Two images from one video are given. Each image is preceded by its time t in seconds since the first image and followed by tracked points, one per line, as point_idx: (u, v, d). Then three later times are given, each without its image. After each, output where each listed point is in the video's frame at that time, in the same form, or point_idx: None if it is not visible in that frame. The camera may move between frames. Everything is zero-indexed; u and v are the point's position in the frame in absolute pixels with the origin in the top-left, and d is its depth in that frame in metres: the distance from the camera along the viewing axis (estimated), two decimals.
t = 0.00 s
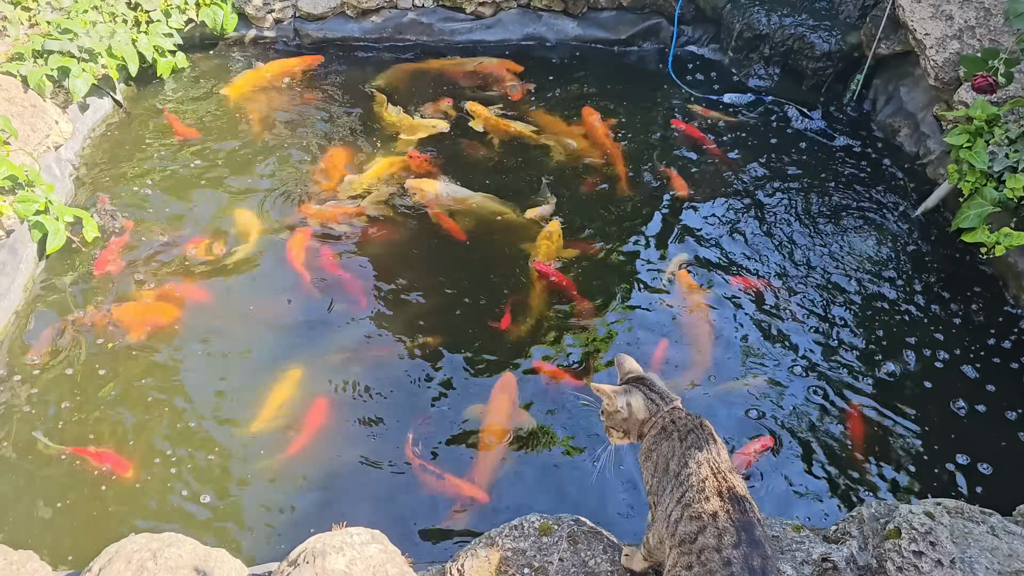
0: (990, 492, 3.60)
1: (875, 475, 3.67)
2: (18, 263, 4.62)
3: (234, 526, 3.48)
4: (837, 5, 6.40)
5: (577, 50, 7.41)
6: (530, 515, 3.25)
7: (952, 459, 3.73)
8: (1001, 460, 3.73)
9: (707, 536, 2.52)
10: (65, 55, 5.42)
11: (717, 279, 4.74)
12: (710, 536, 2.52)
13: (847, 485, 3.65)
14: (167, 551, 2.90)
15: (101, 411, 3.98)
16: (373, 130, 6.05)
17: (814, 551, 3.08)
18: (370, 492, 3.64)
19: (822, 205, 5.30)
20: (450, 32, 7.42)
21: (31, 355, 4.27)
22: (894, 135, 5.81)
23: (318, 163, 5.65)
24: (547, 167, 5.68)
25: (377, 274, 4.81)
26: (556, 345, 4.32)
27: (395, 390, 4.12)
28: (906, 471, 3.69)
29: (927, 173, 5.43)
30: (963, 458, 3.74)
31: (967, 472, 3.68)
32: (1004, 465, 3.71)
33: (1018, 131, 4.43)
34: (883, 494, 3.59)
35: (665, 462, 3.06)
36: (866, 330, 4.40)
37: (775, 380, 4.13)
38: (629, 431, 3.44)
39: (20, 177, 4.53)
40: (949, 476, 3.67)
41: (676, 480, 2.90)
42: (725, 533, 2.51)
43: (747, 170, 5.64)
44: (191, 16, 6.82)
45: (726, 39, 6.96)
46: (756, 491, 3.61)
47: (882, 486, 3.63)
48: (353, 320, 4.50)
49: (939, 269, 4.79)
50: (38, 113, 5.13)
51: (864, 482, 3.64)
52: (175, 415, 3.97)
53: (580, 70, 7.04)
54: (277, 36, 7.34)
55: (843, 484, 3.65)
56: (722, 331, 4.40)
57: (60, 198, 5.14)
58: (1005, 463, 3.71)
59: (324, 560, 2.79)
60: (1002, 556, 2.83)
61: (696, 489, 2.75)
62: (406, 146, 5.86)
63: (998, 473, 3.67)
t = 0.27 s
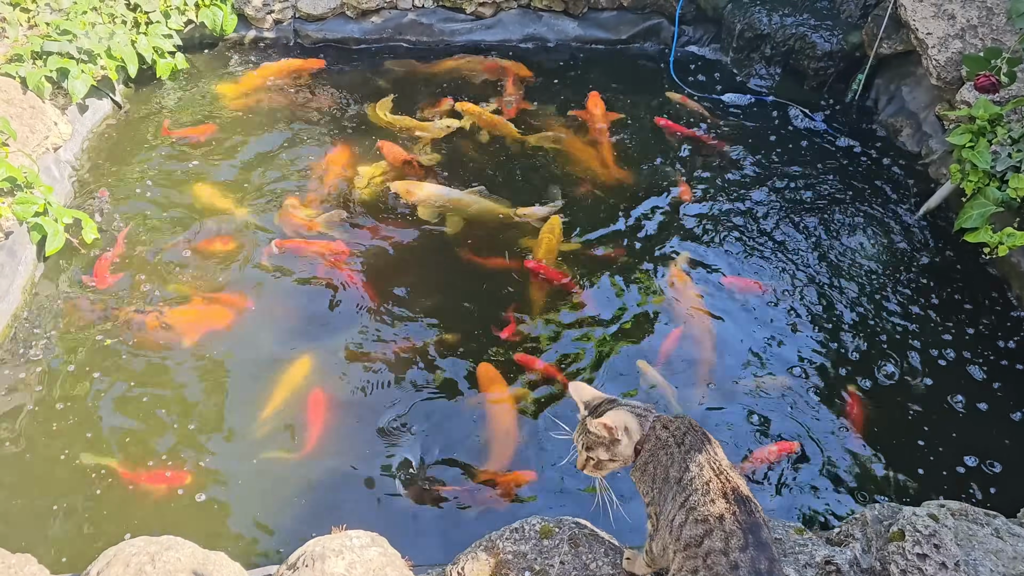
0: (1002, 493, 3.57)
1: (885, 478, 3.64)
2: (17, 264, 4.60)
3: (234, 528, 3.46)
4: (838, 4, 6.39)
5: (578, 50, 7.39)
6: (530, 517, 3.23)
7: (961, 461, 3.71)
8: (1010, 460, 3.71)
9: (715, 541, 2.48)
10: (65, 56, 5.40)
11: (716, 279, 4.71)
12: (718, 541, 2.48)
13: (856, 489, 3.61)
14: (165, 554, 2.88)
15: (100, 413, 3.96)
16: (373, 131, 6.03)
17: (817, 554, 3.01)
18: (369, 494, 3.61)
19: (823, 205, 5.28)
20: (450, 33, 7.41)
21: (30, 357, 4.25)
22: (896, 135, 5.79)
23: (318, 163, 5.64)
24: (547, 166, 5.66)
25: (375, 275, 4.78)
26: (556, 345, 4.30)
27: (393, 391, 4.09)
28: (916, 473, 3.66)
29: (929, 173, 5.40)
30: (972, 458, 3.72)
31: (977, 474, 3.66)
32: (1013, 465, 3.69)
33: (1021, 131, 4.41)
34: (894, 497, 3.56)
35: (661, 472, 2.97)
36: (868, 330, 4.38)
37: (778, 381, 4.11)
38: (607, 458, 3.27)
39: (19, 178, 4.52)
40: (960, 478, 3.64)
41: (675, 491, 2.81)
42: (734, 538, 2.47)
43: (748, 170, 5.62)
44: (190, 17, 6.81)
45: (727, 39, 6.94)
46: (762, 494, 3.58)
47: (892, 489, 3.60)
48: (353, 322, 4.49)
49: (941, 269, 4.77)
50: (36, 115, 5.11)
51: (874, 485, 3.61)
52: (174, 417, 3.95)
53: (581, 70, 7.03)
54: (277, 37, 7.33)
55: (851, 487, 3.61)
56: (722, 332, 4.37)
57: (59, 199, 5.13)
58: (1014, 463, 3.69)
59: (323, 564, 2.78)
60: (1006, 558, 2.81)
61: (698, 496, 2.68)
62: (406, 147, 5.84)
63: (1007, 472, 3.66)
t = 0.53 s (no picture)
0: (1004, 494, 3.57)
1: (886, 479, 3.64)
2: (16, 268, 4.60)
3: (234, 534, 3.46)
4: (838, 7, 6.38)
5: (577, 53, 7.38)
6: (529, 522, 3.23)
7: (963, 462, 3.71)
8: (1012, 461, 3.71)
9: (711, 530, 2.47)
10: (64, 59, 5.41)
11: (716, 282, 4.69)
12: (712, 526, 2.48)
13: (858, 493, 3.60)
14: (163, 559, 2.92)
15: (98, 417, 3.95)
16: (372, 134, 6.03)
17: (816, 558, 3.01)
18: (368, 498, 3.60)
19: (822, 208, 5.28)
20: (450, 36, 7.41)
21: (29, 360, 4.25)
22: (896, 137, 5.77)
23: (317, 166, 5.63)
24: (547, 169, 5.65)
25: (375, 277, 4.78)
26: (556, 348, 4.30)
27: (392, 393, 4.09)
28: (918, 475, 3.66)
29: (929, 175, 5.39)
30: (975, 457, 3.73)
31: (976, 476, 3.65)
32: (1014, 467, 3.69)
33: (1020, 134, 4.40)
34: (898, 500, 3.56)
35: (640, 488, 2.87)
36: (866, 333, 4.38)
37: (775, 384, 4.11)
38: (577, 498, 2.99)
39: (18, 182, 4.52)
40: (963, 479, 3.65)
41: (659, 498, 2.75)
42: (727, 522, 2.48)
43: (747, 172, 5.62)
44: (190, 21, 6.82)
45: (727, 42, 6.93)
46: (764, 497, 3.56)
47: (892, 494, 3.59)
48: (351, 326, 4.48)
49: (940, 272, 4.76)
50: (35, 118, 5.12)
51: (875, 489, 3.60)
52: (174, 421, 3.95)
53: (581, 72, 7.02)
54: (276, 39, 7.33)
55: (852, 489, 3.61)
56: (721, 335, 4.36)
57: (58, 202, 5.12)
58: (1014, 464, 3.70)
59: (321, 568, 2.79)
60: (1006, 562, 2.79)
61: (684, 494, 2.66)
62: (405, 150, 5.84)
63: (1008, 470, 3.67)
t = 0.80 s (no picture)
0: (1006, 499, 3.59)
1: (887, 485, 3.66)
2: (16, 274, 4.60)
3: (236, 540, 3.47)
4: (836, 14, 6.40)
5: (577, 59, 7.41)
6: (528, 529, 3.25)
7: (967, 468, 3.73)
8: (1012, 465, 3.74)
9: (702, 521, 2.52)
10: (65, 66, 5.42)
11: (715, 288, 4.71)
12: (704, 517, 2.53)
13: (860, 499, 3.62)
14: (163, 567, 2.95)
15: (99, 424, 3.96)
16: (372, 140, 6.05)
17: (814, 565, 2.99)
18: (370, 505, 3.61)
19: (821, 214, 5.30)
20: (449, 42, 7.43)
21: (29, 367, 4.26)
22: (894, 144, 5.80)
23: (317, 173, 5.65)
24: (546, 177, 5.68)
25: (376, 282, 4.80)
26: (557, 353, 4.31)
27: (393, 399, 4.11)
28: (919, 482, 3.68)
29: (927, 182, 5.41)
30: (976, 461, 3.76)
31: (981, 482, 3.67)
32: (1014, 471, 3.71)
33: (1018, 141, 4.42)
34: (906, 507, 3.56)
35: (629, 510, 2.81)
36: (865, 338, 4.40)
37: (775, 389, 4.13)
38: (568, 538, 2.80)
39: (19, 189, 4.53)
40: (970, 482, 3.68)
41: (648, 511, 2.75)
42: (717, 514, 2.53)
43: (746, 179, 5.64)
44: (190, 27, 6.85)
45: (725, 48, 6.96)
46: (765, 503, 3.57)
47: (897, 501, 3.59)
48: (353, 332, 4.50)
49: (938, 277, 4.79)
50: (37, 124, 5.14)
51: (877, 496, 3.62)
52: (176, 428, 3.96)
53: (580, 79, 7.05)
54: (276, 45, 7.35)
55: (854, 495, 3.62)
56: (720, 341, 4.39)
57: (59, 209, 5.13)
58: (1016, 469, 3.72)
59: None
60: (1004, 570, 2.80)
61: (670, 498, 2.69)
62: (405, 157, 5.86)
63: (1006, 470, 3.72)
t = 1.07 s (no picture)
0: (1012, 499, 3.60)
1: (892, 487, 3.67)
2: (20, 276, 4.61)
3: (240, 541, 3.47)
4: (838, 17, 6.34)
5: (579, 62, 7.42)
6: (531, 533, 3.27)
7: (973, 468, 3.74)
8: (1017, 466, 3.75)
9: (716, 525, 2.56)
10: (68, 68, 5.44)
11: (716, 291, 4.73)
12: (716, 521, 2.57)
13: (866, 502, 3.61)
14: (167, 569, 2.94)
15: (103, 426, 3.97)
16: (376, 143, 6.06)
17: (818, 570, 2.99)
18: (374, 506, 3.62)
19: (823, 216, 5.32)
20: (452, 45, 7.44)
21: (32, 369, 4.26)
22: (897, 148, 5.79)
23: (320, 176, 5.65)
24: (549, 180, 5.68)
25: (378, 284, 4.81)
26: (559, 356, 4.33)
27: (395, 401, 4.11)
28: (926, 483, 3.68)
29: (930, 186, 5.40)
30: (979, 459, 3.78)
31: (988, 481, 3.68)
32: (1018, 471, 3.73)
33: (1020, 145, 4.41)
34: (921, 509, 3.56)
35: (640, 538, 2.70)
36: (867, 339, 4.41)
37: (779, 389, 4.15)
38: None
39: (23, 191, 4.54)
40: (981, 482, 3.68)
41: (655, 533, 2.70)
42: (730, 520, 2.56)
43: (748, 183, 5.65)
44: (194, 30, 6.87)
45: (728, 52, 6.97)
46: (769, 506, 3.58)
47: (909, 506, 3.58)
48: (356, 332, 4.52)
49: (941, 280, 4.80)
50: (41, 127, 5.15)
51: (884, 498, 3.62)
52: (180, 429, 3.96)
53: (583, 82, 7.05)
54: (279, 49, 7.37)
55: (860, 498, 3.62)
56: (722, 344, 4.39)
57: (62, 211, 5.14)
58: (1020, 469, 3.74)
59: None
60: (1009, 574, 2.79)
61: (676, 514, 2.69)
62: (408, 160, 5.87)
63: (1009, 466, 3.75)
